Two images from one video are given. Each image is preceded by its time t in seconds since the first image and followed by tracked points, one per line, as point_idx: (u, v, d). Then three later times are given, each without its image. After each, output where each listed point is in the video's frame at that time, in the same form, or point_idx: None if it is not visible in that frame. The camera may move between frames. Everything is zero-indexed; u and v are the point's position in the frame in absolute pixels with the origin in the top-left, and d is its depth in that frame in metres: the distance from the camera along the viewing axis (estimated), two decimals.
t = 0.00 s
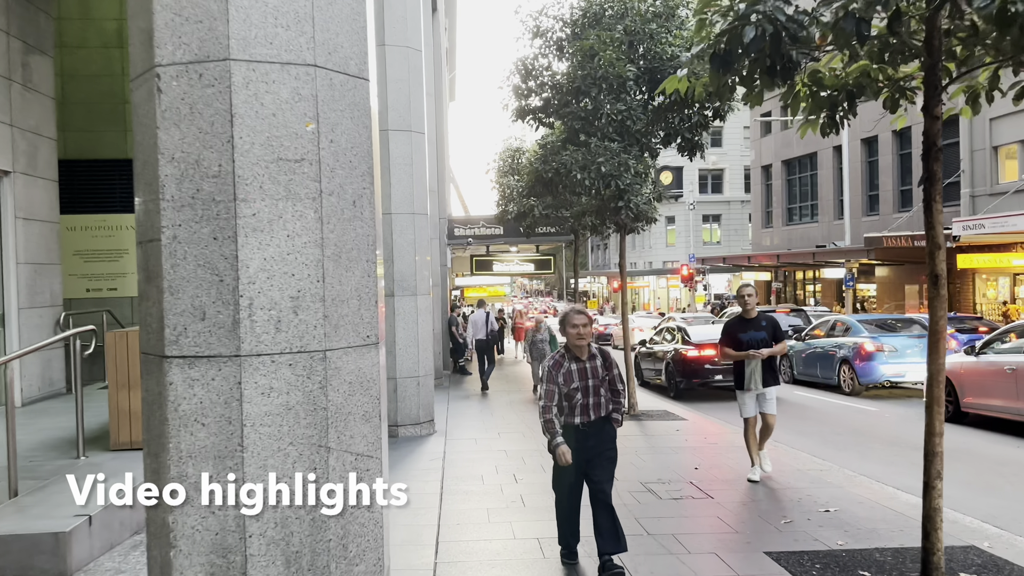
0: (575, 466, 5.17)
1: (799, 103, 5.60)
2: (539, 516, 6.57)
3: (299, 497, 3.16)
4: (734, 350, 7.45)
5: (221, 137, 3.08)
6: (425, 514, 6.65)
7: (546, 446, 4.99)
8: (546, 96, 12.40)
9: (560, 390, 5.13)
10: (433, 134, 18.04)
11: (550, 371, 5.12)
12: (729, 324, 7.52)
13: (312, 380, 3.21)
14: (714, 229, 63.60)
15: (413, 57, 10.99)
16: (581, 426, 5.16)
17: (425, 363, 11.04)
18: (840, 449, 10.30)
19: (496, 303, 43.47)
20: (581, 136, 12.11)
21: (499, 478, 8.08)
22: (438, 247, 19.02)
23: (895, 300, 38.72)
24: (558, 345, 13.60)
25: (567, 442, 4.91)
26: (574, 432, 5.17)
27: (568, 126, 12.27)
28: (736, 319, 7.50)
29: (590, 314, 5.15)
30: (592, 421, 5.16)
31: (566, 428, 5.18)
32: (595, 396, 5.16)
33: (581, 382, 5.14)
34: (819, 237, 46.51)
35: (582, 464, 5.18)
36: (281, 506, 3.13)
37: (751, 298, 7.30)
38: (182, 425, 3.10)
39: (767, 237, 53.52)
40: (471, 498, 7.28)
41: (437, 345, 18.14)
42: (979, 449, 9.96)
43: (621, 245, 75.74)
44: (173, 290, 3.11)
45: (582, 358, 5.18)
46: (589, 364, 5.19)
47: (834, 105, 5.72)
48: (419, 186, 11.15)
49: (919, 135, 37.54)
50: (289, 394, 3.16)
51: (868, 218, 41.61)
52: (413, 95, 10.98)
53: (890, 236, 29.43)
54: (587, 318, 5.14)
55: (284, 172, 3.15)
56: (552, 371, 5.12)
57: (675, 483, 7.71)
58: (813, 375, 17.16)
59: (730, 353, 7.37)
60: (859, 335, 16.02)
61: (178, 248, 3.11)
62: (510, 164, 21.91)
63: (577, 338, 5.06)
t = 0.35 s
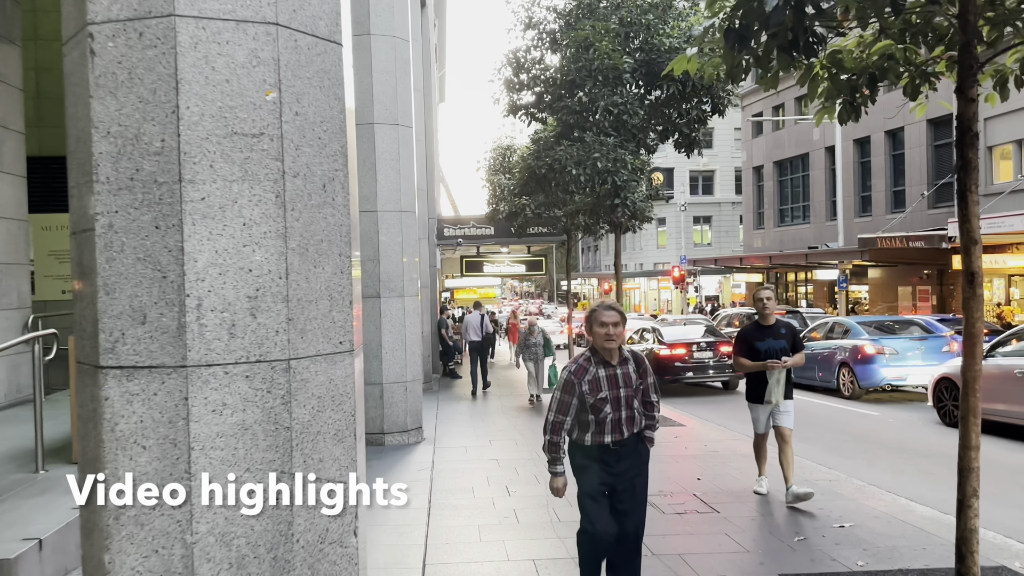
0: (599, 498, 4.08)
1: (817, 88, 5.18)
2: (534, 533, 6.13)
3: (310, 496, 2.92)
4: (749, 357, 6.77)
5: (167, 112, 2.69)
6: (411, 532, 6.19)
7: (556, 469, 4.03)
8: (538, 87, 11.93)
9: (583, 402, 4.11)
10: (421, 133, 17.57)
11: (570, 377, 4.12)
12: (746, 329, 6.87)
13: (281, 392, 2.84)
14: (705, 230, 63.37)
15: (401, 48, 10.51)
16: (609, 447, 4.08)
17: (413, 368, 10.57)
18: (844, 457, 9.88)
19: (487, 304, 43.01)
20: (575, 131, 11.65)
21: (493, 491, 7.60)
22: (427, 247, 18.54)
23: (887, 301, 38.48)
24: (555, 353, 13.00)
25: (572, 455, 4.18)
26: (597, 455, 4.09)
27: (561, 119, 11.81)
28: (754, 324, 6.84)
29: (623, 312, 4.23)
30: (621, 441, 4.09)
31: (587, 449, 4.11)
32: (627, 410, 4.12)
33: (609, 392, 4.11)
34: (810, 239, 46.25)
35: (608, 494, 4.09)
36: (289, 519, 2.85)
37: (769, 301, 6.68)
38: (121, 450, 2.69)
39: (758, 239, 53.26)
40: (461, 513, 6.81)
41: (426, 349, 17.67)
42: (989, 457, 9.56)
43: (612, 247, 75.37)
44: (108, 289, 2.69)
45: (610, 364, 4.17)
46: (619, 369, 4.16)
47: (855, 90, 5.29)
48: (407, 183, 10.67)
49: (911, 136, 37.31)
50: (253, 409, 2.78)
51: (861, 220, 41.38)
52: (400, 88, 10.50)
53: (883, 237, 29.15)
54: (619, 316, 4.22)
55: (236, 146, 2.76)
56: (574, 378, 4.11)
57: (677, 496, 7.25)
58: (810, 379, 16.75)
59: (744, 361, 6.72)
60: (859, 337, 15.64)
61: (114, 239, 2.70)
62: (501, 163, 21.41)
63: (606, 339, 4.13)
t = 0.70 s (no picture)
0: (627, 548, 3.32)
1: (827, 62, 4.79)
2: (523, 546, 5.67)
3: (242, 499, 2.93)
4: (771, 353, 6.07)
5: (73, 50, 2.60)
6: (390, 545, 5.69)
7: (561, 506, 3.30)
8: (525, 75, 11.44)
9: (597, 424, 3.36)
10: (404, 127, 17.06)
11: (581, 394, 3.36)
12: (768, 320, 6.16)
13: (208, 396, 2.82)
14: (692, 231, 63.12)
15: (382, 32, 10.03)
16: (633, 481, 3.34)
17: (395, 368, 10.10)
18: (842, 459, 9.51)
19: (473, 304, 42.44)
20: (563, 122, 11.17)
21: (477, 498, 7.16)
22: (411, 244, 18.04)
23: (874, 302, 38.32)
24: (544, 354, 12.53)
25: (583, 487, 3.44)
26: (617, 489, 3.34)
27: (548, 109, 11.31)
28: (776, 316, 6.14)
29: (646, 309, 3.48)
30: (648, 472, 3.34)
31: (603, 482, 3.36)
32: (654, 433, 3.36)
33: (631, 412, 3.34)
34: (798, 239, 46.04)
35: (632, 538, 3.35)
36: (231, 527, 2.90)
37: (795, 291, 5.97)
38: (20, 462, 2.59)
39: (745, 239, 53.04)
40: (442, 524, 6.35)
41: (410, 349, 17.19)
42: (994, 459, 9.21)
43: (599, 248, 74.90)
44: (3, 272, 2.60)
45: (631, 375, 3.39)
46: (644, 384, 3.38)
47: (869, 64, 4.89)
48: (388, 176, 10.16)
49: (900, 135, 37.21)
50: (177, 415, 2.75)
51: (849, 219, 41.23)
52: (380, 74, 10.01)
53: (872, 236, 28.90)
54: (642, 314, 3.47)
55: (161, 98, 2.76)
56: (586, 395, 3.34)
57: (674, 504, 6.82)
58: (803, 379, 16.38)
59: (764, 357, 6.01)
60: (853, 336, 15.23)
61: (9, 208, 2.60)
62: (488, 160, 20.90)
63: (626, 344, 3.36)
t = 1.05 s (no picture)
0: None
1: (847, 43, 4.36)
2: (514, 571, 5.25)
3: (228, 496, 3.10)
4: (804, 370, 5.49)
5: None
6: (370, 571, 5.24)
7: None
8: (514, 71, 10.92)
9: (664, 477, 2.58)
10: (389, 123, 16.52)
11: (641, 435, 2.58)
12: (799, 334, 5.57)
13: (117, 432, 2.77)
14: (681, 232, 62.81)
15: (364, 20, 9.52)
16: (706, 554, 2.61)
17: (378, 374, 9.61)
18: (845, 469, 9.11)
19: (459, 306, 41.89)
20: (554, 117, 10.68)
21: (464, 517, 6.68)
22: (396, 245, 17.52)
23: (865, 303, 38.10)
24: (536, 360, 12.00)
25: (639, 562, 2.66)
26: (679, 564, 2.61)
27: (538, 105, 10.81)
28: (808, 328, 5.53)
29: (728, 319, 2.74)
30: (720, 542, 2.62)
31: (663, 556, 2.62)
32: (732, 490, 2.63)
33: (705, 462, 2.59)
34: (788, 240, 45.76)
35: None
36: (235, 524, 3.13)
37: (829, 301, 5.37)
38: None
39: (734, 240, 52.75)
40: (426, 545, 5.90)
41: (394, 351, 16.66)
42: (1005, 468, 8.84)
43: (588, 249, 74.43)
44: None
45: (706, 411, 2.64)
46: (722, 424, 2.63)
47: (894, 45, 4.46)
48: (372, 172, 9.65)
49: (890, 135, 37.02)
50: (77, 456, 2.67)
51: (840, 220, 41.01)
52: (361, 64, 9.49)
53: (864, 237, 28.58)
54: (724, 326, 2.73)
55: (58, 50, 2.70)
56: (648, 437, 2.57)
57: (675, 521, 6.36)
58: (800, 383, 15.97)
59: (799, 376, 5.39)
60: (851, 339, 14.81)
61: None
62: (476, 158, 20.37)
63: (704, 368, 2.62)
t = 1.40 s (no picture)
0: None
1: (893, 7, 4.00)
2: None
3: (226, 496, 3.11)
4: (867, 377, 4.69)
5: None
6: None
7: None
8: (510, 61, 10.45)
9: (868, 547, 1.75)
10: (379, 118, 16.07)
11: (831, 486, 1.73)
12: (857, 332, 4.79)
13: (12, 466, 2.29)
14: (673, 232, 62.54)
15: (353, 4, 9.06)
16: None
17: (367, 377, 9.14)
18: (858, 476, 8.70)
19: (451, 306, 41.42)
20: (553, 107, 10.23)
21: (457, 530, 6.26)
22: (386, 243, 17.03)
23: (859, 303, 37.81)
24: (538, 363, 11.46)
25: None
26: None
27: (535, 95, 10.37)
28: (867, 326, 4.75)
29: (970, 296, 1.85)
30: None
31: None
32: (968, 567, 1.80)
33: (933, 526, 1.75)
34: (781, 240, 45.49)
35: None
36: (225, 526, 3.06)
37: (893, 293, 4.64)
38: None
39: (726, 241, 52.47)
40: (419, 562, 5.48)
41: (385, 352, 16.17)
42: None
43: (579, 250, 74.04)
44: None
45: (929, 447, 1.78)
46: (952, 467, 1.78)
47: (943, 16, 4.32)
48: (362, 164, 9.19)
49: (885, 134, 36.82)
50: None
51: (834, 220, 40.75)
52: (350, 50, 9.03)
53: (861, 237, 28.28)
54: (962, 307, 1.85)
55: None
56: (840, 493, 1.72)
57: (688, 537, 5.91)
58: (801, 385, 15.59)
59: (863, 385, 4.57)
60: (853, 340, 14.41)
61: None
62: (469, 153, 19.88)
63: (934, 380, 1.76)
